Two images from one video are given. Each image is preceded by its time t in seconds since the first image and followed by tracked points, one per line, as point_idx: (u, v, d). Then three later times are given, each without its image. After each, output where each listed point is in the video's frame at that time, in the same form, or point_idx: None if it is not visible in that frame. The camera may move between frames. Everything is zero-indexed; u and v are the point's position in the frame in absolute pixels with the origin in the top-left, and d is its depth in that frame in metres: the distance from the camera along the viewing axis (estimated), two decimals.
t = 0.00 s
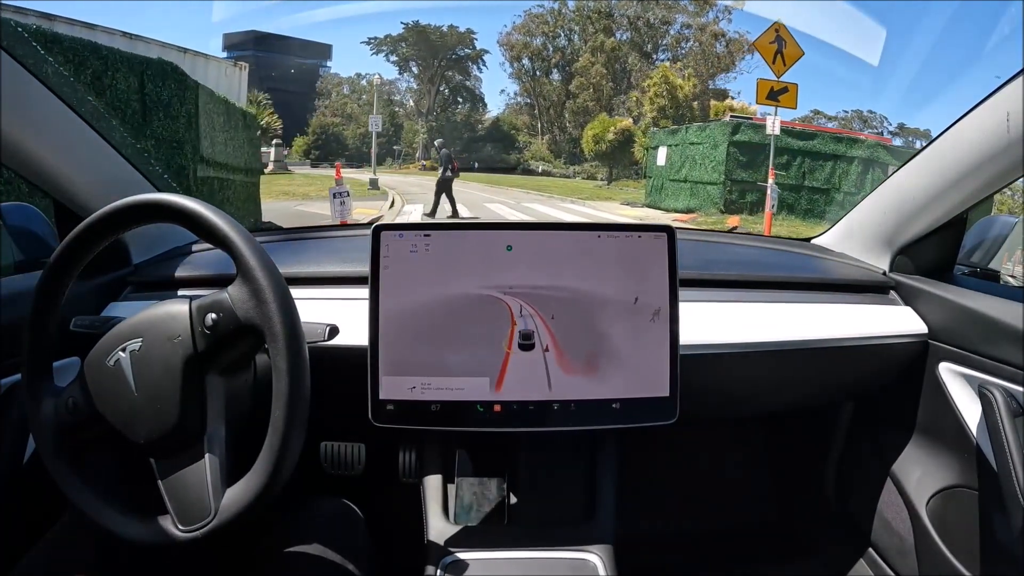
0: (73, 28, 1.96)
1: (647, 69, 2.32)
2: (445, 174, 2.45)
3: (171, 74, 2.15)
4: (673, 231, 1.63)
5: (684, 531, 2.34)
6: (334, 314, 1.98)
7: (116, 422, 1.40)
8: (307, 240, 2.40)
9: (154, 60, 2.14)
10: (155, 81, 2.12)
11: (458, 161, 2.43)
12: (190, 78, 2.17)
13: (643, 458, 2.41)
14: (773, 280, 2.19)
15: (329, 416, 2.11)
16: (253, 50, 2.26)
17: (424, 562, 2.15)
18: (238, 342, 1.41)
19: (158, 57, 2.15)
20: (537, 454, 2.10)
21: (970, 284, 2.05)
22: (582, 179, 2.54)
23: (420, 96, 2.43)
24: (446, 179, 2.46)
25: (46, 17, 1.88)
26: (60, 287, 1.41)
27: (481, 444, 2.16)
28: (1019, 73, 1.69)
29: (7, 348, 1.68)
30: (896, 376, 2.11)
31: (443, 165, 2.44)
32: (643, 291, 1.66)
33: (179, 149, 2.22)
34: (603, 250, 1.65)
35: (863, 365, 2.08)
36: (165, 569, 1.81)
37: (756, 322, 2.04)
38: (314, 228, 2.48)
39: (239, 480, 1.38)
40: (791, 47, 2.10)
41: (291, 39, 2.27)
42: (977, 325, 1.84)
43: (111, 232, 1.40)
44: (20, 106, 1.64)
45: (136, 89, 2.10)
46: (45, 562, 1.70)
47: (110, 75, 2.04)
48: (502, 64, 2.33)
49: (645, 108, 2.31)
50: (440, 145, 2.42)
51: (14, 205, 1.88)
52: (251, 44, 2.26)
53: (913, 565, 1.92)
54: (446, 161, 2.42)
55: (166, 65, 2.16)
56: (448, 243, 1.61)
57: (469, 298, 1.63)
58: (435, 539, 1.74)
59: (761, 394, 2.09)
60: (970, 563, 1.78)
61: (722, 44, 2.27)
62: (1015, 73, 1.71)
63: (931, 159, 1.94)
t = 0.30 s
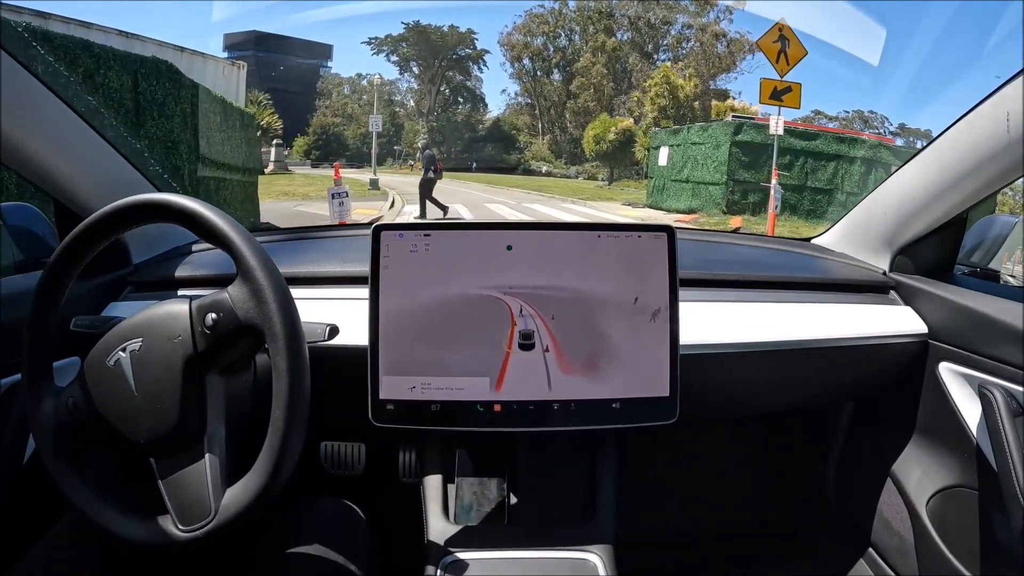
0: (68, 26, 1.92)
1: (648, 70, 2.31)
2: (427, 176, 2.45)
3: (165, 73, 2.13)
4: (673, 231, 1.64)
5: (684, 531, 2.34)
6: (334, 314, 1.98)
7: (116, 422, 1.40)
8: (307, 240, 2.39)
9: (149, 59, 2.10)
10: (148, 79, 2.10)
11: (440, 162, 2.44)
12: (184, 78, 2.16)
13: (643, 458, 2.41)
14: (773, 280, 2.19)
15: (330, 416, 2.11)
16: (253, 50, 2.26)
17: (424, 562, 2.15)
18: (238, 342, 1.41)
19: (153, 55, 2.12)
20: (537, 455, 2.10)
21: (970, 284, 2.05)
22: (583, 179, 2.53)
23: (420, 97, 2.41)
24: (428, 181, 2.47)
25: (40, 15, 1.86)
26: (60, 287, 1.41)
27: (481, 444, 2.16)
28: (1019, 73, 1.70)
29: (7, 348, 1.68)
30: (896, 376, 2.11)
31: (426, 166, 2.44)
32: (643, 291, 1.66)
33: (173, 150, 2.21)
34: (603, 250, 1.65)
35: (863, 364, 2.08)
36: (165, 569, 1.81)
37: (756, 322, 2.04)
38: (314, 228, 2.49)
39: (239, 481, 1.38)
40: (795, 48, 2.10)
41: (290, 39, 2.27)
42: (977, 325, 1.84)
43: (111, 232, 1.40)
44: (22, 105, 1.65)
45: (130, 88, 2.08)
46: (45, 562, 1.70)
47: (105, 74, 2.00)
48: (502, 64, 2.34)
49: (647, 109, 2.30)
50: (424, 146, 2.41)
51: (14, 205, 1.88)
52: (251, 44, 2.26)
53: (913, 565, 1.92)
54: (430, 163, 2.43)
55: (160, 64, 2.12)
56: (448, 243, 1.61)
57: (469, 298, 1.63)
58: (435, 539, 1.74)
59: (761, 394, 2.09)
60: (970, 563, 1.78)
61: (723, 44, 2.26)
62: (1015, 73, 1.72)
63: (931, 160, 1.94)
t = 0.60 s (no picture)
0: (66, 25, 1.93)
1: (649, 70, 2.29)
2: (415, 176, 2.50)
3: (162, 72, 2.15)
4: (673, 231, 1.64)
5: (684, 531, 2.34)
6: (334, 314, 1.98)
7: (116, 422, 1.40)
8: (307, 240, 2.40)
9: (147, 58, 2.12)
10: (145, 79, 2.12)
11: (427, 161, 2.48)
12: (184, 78, 2.19)
13: (643, 458, 2.41)
14: (773, 280, 2.19)
15: (330, 416, 2.11)
16: (254, 50, 2.26)
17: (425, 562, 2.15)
18: (238, 342, 1.41)
19: (151, 55, 2.13)
20: (537, 454, 2.10)
21: (970, 284, 2.05)
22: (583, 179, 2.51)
23: (420, 96, 2.42)
24: (417, 180, 2.51)
25: (38, 15, 1.86)
26: (60, 287, 1.41)
27: (481, 444, 2.16)
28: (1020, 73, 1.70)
29: (7, 348, 1.68)
30: (896, 376, 2.11)
31: (411, 165, 2.47)
32: (643, 291, 1.66)
33: (171, 150, 2.21)
34: (603, 250, 1.65)
35: (863, 364, 2.08)
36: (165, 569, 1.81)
37: (756, 322, 2.04)
38: (312, 228, 2.48)
39: (239, 481, 1.38)
40: (796, 48, 2.10)
41: (289, 39, 2.27)
42: (977, 325, 1.83)
43: (111, 232, 1.40)
44: (23, 105, 1.65)
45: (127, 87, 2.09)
46: (44, 562, 1.70)
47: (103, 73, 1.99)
48: (503, 64, 2.35)
49: (647, 109, 2.29)
50: (408, 145, 2.42)
51: (14, 205, 1.88)
52: (251, 44, 2.26)
53: (913, 565, 1.92)
54: (415, 163, 2.47)
55: (157, 63, 2.14)
56: (448, 242, 1.61)
57: (469, 298, 1.63)
58: (435, 539, 1.74)
59: (761, 394, 2.09)
60: (970, 563, 1.78)
61: (723, 44, 2.27)
62: (1015, 73, 1.72)
63: (931, 159, 1.94)
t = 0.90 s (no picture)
0: (65, 25, 1.93)
1: (649, 70, 2.29)
2: (397, 176, 2.48)
3: (162, 72, 2.14)
4: (673, 231, 1.63)
5: (684, 531, 2.34)
6: (334, 314, 1.98)
7: (116, 422, 1.40)
8: (307, 241, 2.40)
9: (146, 57, 2.11)
10: (145, 79, 2.10)
11: (410, 162, 2.49)
12: (184, 78, 2.18)
13: (643, 458, 2.41)
14: (773, 280, 2.19)
15: (330, 416, 2.11)
16: (254, 50, 2.27)
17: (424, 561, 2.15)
18: (238, 342, 1.41)
19: (151, 55, 2.13)
20: (537, 455, 2.10)
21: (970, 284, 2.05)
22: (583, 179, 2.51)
23: (420, 96, 2.44)
24: (399, 181, 2.50)
25: (37, 14, 1.86)
26: (60, 287, 1.41)
27: (481, 444, 2.16)
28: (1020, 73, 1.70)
29: (7, 348, 1.68)
30: (896, 376, 2.11)
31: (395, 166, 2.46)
32: (643, 291, 1.66)
33: (170, 150, 2.20)
34: (603, 250, 1.65)
35: (863, 364, 2.08)
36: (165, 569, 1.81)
37: (756, 322, 2.04)
38: (313, 228, 2.48)
39: (239, 481, 1.38)
40: (797, 48, 2.10)
41: (289, 39, 2.28)
42: (977, 325, 1.83)
43: (111, 232, 1.40)
44: (24, 105, 1.66)
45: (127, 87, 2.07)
46: (44, 562, 1.70)
47: (101, 72, 1.98)
48: (503, 64, 2.35)
49: (647, 109, 2.29)
50: (393, 147, 2.42)
51: (14, 205, 1.88)
52: (251, 44, 2.27)
53: (913, 564, 1.92)
54: (399, 163, 2.46)
55: (157, 62, 2.13)
56: (448, 242, 1.61)
57: (469, 298, 1.63)
58: (435, 539, 1.75)
59: (761, 394, 2.10)
60: (969, 563, 1.78)
61: (723, 45, 2.28)
62: (1015, 73, 1.72)
63: (932, 159, 1.94)
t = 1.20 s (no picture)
0: (65, 25, 1.92)
1: (650, 70, 2.30)
2: (382, 174, 2.39)
3: (162, 72, 2.14)
4: (673, 231, 1.63)
5: (684, 532, 2.34)
6: (334, 314, 1.98)
7: (116, 422, 1.40)
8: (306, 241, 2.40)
9: (146, 57, 2.10)
10: (145, 78, 2.10)
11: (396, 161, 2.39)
12: (184, 78, 2.17)
13: (643, 458, 2.41)
14: (773, 280, 2.19)
15: (329, 416, 2.11)
16: (254, 50, 2.27)
17: (424, 561, 2.15)
18: (238, 342, 1.41)
19: (151, 55, 2.12)
20: (537, 454, 2.10)
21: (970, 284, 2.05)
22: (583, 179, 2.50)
23: (421, 96, 2.45)
24: (383, 179, 2.40)
25: (37, 14, 1.86)
26: (60, 287, 1.41)
27: (481, 444, 2.16)
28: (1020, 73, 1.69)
29: (7, 347, 1.68)
30: (896, 376, 2.11)
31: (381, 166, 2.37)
32: (643, 291, 1.66)
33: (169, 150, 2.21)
34: (603, 250, 1.65)
35: (863, 364, 2.08)
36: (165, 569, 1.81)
37: (756, 322, 2.04)
38: (316, 228, 2.51)
39: (239, 481, 1.38)
40: (797, 48, 2.10)
41: (288, 39, 2.28)
42: (977, 325, 1.83)
43: (111, 232, 1.40)
44: (24, 105, 1.66)
45: (127, 86, 2.07)
46: (44, 562, 1.69)
47: (100, 72, 1.99)
48: (503, 64, 2.36)
49: (647, 109, 2.29)
50: (378, 146, 2.35)
51: (14, 205, 1.88)
52: (251, 44, 2.27)
53: (914, 565, 1.92)
54: (383, 162, 2.36)
55: (157, 62, 2.13)
56: (448, 242, 1.61)
57: (469, 298, 1.63)
58: (435, 539, 1.74)
59: (761, 394, 2.10)
60: (969, 563, 1.78)
61: (723, 45, 2.28)
62: (1015, 73, 1.72)
63: (932, 159, 1.94)
